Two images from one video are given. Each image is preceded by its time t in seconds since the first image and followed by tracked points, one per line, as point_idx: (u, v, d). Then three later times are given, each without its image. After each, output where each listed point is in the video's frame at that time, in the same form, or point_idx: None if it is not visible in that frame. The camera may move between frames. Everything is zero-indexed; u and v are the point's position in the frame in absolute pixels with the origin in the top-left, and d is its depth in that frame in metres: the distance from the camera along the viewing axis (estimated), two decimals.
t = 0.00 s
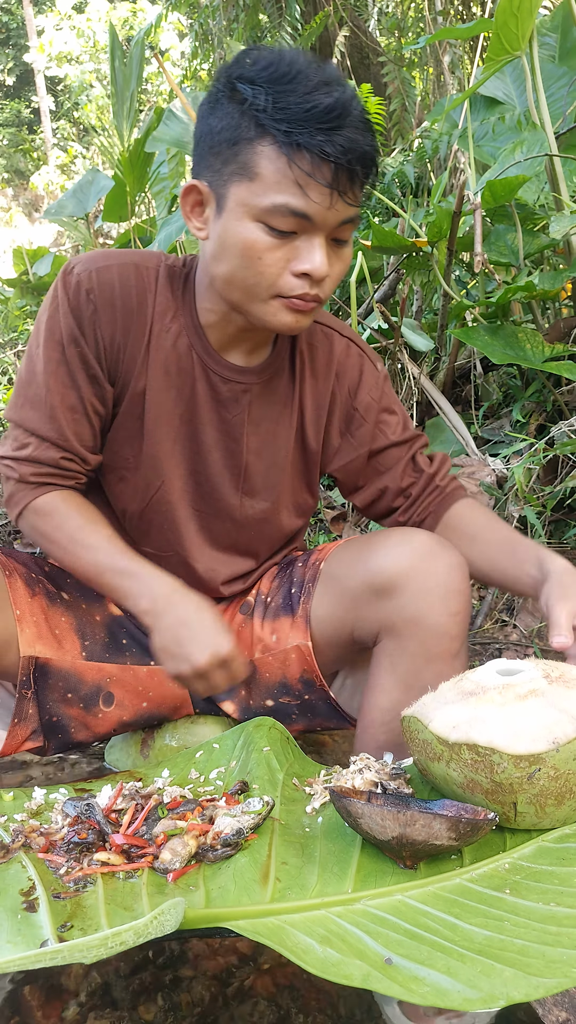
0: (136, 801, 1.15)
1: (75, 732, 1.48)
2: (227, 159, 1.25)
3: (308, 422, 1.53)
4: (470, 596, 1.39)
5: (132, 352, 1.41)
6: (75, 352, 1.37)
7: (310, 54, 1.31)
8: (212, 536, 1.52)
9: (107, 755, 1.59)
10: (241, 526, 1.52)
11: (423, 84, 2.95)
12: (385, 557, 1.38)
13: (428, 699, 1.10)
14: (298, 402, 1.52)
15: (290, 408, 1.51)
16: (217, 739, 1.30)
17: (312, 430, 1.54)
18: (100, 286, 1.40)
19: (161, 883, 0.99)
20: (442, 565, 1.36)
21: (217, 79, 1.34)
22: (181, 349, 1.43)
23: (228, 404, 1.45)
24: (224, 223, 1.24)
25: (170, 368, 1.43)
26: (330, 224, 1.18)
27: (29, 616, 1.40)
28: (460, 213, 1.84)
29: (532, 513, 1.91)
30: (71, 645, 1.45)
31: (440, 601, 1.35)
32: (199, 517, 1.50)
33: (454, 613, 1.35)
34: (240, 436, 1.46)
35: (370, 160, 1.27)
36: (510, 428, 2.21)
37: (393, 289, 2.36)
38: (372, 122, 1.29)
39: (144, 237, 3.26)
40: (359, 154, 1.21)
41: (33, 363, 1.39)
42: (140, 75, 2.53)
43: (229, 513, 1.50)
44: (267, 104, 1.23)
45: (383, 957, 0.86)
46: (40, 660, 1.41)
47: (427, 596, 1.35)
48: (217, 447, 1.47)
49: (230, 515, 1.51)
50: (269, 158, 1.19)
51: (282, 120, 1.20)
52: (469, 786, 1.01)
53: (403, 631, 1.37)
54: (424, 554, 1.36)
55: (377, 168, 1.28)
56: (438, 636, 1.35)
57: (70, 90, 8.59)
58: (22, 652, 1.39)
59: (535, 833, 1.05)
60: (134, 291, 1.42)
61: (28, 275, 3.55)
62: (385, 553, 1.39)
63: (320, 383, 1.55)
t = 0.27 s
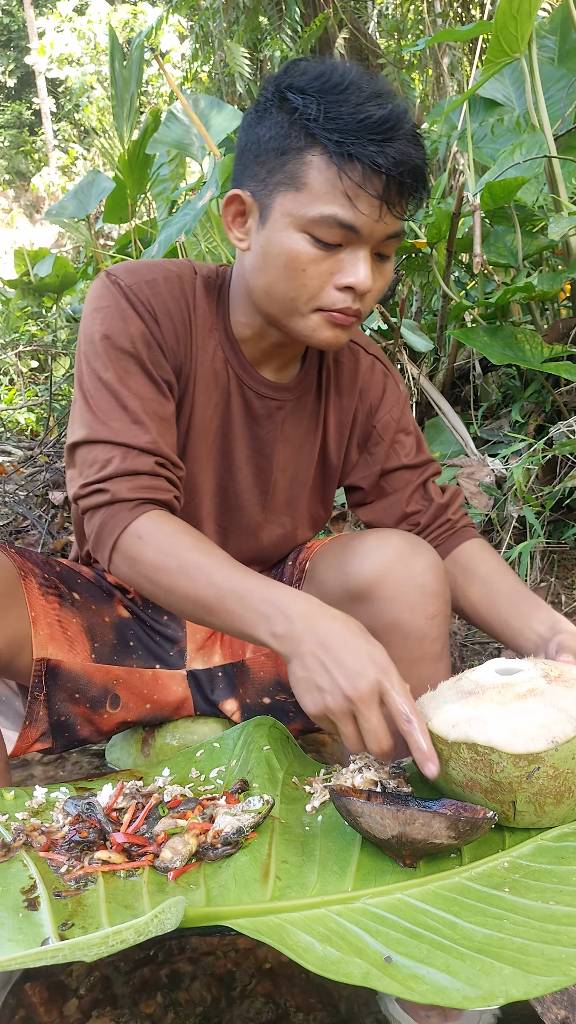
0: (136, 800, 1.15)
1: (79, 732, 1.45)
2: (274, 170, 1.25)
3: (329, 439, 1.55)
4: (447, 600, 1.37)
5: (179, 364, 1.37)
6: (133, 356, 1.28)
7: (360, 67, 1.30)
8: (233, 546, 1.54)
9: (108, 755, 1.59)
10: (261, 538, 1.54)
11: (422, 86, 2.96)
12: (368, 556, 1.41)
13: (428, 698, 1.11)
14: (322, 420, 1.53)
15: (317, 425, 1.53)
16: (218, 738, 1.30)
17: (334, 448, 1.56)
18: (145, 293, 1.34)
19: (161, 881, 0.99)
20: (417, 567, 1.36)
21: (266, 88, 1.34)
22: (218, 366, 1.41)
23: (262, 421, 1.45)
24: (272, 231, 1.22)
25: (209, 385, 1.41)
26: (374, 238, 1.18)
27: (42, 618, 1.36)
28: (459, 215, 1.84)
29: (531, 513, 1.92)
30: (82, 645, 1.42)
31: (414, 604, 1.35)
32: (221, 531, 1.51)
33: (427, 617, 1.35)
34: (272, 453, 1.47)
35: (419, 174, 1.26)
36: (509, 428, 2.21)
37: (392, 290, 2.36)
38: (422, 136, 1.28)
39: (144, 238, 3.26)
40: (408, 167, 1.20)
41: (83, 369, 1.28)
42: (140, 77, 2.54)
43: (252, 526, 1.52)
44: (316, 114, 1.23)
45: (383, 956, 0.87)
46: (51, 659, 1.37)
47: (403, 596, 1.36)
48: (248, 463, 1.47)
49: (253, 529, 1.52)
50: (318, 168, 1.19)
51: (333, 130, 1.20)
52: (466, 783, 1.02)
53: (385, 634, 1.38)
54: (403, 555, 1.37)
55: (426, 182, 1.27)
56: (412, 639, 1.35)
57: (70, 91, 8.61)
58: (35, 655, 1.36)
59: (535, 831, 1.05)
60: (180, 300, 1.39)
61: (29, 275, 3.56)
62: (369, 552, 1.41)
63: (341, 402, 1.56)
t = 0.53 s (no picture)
0: (137, 798, 1.16)
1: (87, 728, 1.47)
2: (300, 176, 1.24)
3: (337, 450, 1.56)
4: (429, 603, 1.38)
5: (192, 375, 1.37)
6: (144, 364, 1.27)
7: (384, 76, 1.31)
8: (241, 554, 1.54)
9: (109, 753, 1.58)
10: (268, 545, 1.55)
11: (421, 87, 2.97)
12: (348, 560, 1.41)
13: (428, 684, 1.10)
14: (332, 430, 1.54)
15: (327, 436, 1.53)
16: (218, 737, 1.31)
17: (342, 459, 1.57)
18: (159, 299, 1.34)
19: (161, 879, 1.00)
20: (396, 571, 1.36)
21: (288, 94, 1.34)
22: (231, 374, 1.41)
23: (274, 431, 1.45)
24: (300, 240, 1.22)
25: (222, 393, 1.40)
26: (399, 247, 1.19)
27: (55, 621, 1.37)
28: (458, 216, 1.84)
29: (530, 513, 1.92)
30: (91, 646, 1.43)
31: (396, 606, 1.36)
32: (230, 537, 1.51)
33: (409, 620, 1.35)
34: (284, 464, 1.47)
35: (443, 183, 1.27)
36: (508, 429, 2.22)
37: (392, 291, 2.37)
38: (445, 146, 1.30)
39: (145, 240, 3.27)
40: (434, 177, 1.22)
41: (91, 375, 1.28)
42: (140, 78, 2.54)
43: (261, 534, 1.53)
44: (343, 121, 1.23)
45: (382, 954, 0.87)
46: (63, 662, 1.39)
47: (383, 600, 1.36)
48: (260, 472, 1.47)
49: (261, 538, 1.53)
50: (346, 176, 1.19)
51: (362, 137, 1.20)
52: (467, 764, 1.00)
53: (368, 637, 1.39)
54: (381, 559, 1.38)
55: (448, 191, 1.29)
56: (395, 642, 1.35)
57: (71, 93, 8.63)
58: (47, 657, 1.37)
59: (533, 830, 1.06)
60: (193, 310, 1.38)
61: (30, 277, 3.56)
62: (347, 557, 1.42)
63: (350, 414, 1.57)
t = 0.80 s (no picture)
0: (137, 796, 1.16)
1: (84, 727, 1.49)
2: (303, 171, 1.25)
3: (336, 445, 1.56)
4: (388, 605, 1.29)
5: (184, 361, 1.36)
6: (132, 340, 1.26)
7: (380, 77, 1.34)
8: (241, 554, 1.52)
9: (110, 750, 1.59)
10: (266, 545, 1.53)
11: (421, 89, 2.98)
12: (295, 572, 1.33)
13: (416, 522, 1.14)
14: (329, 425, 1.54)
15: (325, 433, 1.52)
16: (218, 736, 1.31)
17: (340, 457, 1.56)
18: (157, 286, 1.35)
19: (162, 878, 1.00)
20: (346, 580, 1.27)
21: (288, 94, 1.36)
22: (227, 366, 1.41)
23: (270, 425, 1.45)
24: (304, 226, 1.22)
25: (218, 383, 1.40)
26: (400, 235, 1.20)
27: (46, 620, 1.38)
28: (458, 216, 1.83)
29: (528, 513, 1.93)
30: (83, 646, 1.43)
31: (352, 618, 1.26)
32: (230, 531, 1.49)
33: (365, 628, 1.26)
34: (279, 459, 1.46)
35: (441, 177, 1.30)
36: (507, 429, 2.22)
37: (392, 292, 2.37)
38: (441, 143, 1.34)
39: (145, 240, 3.28)
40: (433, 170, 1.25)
41: (76, 348, 1.27)
42: (141, 81, 2.55)
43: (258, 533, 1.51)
44: (343, 116, 1.25)
45: (382, 952, 0.87)
46: (54, 662, 1.39)
47: (340, 612, 1.26)
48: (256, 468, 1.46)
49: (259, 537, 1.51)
50: (350, 167, 1.20)
51: (364, 130, 1.22)
52: (476, 564, 1.02)
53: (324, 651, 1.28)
54: (327, 572, 1.28)
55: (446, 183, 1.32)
56: (355, 652, 1.26)
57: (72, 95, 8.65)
58: (38, 656, 1.38)
59: (532, 829, 1.06)
60: (189, 302, 1.39)
61: (31, 278, 3.57)
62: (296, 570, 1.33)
63: (348, 407, 1.58)
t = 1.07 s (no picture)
0: (137, 795, 1.17)
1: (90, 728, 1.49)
2: (267, 152, 1.28)
3: (334, 429, 1.53)
4: (409, 601, 1.30)
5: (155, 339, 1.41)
6: (90, 303, 1.34)
7: (341, 64, 1.40)
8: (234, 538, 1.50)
9: (111, 749, 1.60)
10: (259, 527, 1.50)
11: (420, 91, 2.98)
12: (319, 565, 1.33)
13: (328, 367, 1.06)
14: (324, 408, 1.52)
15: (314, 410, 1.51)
16: (218, 736, 1.32)
17: (335, 434, 1.53)
18: (131, 264, 1.41)
19: (163, 876, 1.01)
20: (372, 572, 1.29)
21: (250, 87, 1.42)
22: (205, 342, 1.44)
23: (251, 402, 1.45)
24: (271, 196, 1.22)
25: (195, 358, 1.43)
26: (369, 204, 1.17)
27: (56, 621, 1.39)
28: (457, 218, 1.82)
29: (528, 513, 1.93)
30: (91, 646, 1.44)
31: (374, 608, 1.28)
32: (220, 514, 1.48)
33: (386, 622, 1.27)
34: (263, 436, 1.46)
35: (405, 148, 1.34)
36: (506, 429, 2.22)
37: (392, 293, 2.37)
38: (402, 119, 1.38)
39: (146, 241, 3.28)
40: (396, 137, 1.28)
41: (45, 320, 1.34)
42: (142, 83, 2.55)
43: (249, 513, 1.49)
44: (303, 94, 1.29)
45: (381, 950, 0.88)
46: (63, 662, 1.40)
47: (363, 603, 1.28)
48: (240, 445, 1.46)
49: (249, 516, 1.49)
50: (310, 140, 1.23)
51: (322, 104, 1.26)
52: (364, 337, 0.93)
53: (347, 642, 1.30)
54: (355, 563, 1.30)
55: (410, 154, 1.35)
56: (375, 644, 1.28)
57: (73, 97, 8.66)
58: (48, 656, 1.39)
59: (532, 828, 1.07)
60: (164, 287, 1.43)
61: (32, 279, 3.57)
62: (319, 563, 1.33)
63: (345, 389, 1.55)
